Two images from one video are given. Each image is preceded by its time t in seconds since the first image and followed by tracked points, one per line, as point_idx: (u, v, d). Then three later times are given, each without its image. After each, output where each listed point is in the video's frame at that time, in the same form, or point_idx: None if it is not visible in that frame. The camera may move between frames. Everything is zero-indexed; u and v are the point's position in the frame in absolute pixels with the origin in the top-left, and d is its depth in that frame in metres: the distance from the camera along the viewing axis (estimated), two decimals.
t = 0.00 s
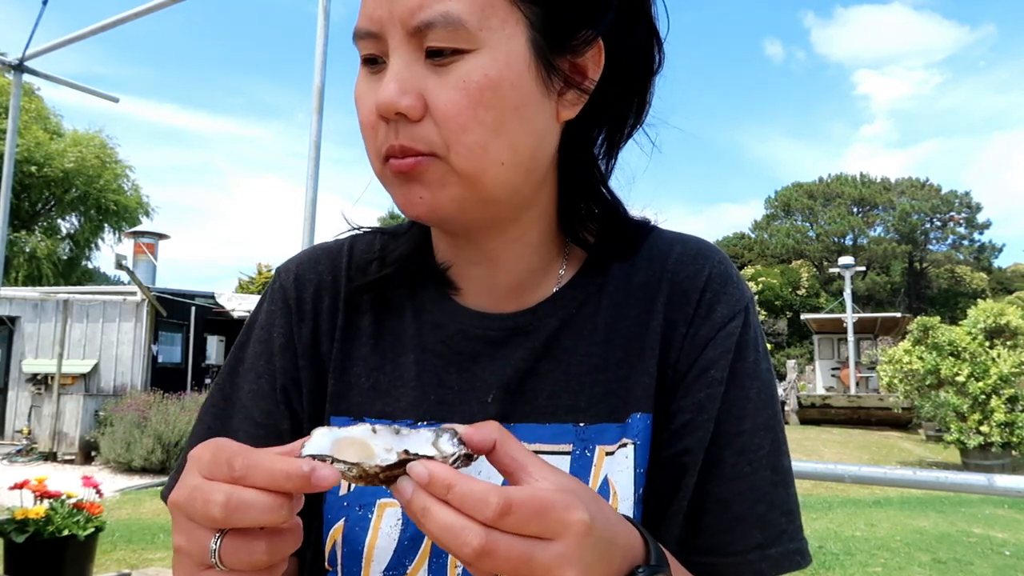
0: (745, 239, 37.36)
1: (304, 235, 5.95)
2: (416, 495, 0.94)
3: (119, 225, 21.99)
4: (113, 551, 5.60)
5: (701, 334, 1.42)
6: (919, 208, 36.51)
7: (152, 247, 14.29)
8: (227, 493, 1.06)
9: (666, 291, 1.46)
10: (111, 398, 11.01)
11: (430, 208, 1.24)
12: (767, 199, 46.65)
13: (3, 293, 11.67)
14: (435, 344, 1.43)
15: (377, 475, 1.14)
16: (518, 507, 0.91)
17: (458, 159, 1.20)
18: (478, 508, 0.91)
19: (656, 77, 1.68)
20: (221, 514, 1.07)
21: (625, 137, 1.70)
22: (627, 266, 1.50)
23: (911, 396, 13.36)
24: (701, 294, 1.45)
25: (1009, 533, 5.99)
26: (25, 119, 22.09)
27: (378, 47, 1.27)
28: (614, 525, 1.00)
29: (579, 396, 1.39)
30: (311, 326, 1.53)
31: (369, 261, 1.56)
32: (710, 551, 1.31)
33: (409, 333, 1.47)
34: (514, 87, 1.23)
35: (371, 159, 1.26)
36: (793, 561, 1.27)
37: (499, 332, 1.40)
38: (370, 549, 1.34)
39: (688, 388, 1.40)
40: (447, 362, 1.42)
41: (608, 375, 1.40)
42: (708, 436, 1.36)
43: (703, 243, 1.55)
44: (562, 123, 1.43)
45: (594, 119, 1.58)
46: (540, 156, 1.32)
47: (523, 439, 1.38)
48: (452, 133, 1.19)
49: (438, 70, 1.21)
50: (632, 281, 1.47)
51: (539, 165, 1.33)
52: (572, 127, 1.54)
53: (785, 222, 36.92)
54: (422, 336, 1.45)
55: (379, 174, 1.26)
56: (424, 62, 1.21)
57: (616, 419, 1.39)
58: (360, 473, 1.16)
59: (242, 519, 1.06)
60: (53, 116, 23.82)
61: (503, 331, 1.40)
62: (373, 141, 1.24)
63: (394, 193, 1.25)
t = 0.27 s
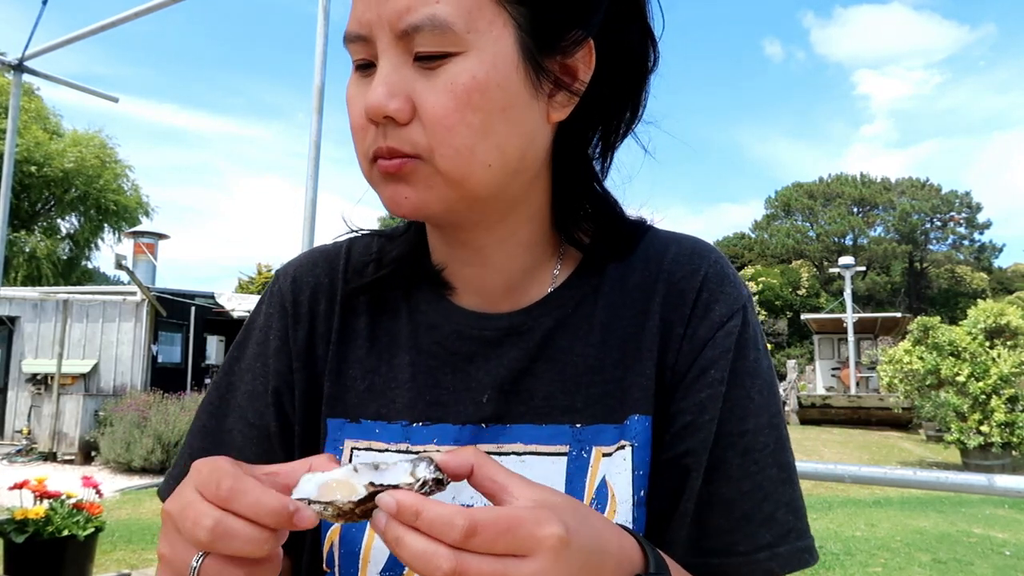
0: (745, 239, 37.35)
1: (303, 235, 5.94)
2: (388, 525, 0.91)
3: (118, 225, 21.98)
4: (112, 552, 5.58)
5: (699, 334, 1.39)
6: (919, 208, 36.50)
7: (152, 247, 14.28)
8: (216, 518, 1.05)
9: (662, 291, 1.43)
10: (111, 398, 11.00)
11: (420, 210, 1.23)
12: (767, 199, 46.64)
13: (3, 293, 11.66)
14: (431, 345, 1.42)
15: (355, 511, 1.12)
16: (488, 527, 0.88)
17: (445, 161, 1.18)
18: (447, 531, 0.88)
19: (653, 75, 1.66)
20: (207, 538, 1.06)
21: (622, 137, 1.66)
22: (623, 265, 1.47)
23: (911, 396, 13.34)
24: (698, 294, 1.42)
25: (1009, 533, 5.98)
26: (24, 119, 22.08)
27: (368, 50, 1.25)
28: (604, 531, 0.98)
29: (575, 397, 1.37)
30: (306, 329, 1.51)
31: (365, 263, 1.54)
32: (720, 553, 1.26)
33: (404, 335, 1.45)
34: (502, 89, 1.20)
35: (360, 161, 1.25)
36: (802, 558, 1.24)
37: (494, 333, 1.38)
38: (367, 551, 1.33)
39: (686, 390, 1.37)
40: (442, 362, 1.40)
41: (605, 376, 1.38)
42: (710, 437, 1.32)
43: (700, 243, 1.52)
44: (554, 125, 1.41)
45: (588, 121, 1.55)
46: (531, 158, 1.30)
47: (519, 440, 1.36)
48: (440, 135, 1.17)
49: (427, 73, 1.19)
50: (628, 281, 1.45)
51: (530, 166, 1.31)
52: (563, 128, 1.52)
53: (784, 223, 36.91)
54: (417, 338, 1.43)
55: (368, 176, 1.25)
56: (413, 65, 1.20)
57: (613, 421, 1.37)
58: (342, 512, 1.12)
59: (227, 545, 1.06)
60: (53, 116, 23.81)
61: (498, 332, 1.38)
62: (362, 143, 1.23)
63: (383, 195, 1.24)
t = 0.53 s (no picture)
0: (745, 239, 37.35)
1: (303, 235, 5.93)
2: (365, 562, 0.88)
3: (118, 225, 21.96)
4: (113, 552, 5.57)
5: (696, 334, 1.37)
6: (919, 208, 36.49)
7: (152, 247, 14.26)
8: (183, 530, 1.05)
9: (659, 291, 1.41)
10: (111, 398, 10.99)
11: (418, 215, 1.21)
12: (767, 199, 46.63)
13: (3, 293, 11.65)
14: (427, 347, 1.39)
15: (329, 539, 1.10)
16: (469, 550, 0.86)
17: (444, 167, 1.17)
18: (427, 560, 0.86)
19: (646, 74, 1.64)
20: (171, 547, 1.06)
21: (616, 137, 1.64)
22: (619, 266, 1.45)
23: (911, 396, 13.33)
24: (694, 293, 1.41)
25: (1009, 533, 5.97)
26: (24, 119, 22.07)
27: (362, 54, 1.24)
28: (592, 543, 0.97)
29: (572, 397, 1.35)
30: (301, 332, 1.49)
31: (360, 265, 1.52)
32: (724, 554, 1.24)
33: (399, 337, 1.43)
34: (500, 93, 1.19)
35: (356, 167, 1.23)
36: (804, 556, 1.22)
37: (490, 334, 1.36)
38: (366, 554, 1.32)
39: (683, 391, 1.35)
40: (438, 364, 1.38)
41: (600, 377, 1.36)
42: (709, 437, 1.30)
43: (695, 242, 1.50)
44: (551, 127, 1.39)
45: (584, 121, 1.53)
46: (529, 160, 1.28)
47: (516, 441, 1.34)
48: (437, 141, 1.15)
49: (423, 77, 1.18)
50: (624, 281, 1.43)
51: (527, 170, 1.29)
52: (560, 129, 1.50)
53: (785, 223, 36.91)
54: (412, 341, 1.41)
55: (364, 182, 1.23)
56: (409, 68, 1.18)
57: (611, 421, 1.35)
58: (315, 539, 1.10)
59: (191, 559, 1.05)
60: (53, 116, 23.80)
61: (494, 332, 1.36)
62: (358, 149, 1.21)
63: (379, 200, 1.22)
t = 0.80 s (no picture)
0: (745, 239, 37.38)
1: (304, 236, 5.94)
2: None
3: (118, 225, 21.98)
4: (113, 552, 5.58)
5: (693, 333, 1.34)
6: (919, 208, 36.52)
7: (152, 247, 14.28)
8: None
9: (655, 291, 1.38)
10: (111, 398, 11.00)
11: (410, 217, 1.22)
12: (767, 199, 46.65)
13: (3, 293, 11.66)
14: (421, 348, 1.36)
15: None
16: None
17: (437, 168, 1.18)
18: None
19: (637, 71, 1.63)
20: None
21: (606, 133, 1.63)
22: (614, 264, 1.42)
23: (911, 396, 13.33)
24: (691, 293, 1.38)
25: (1009, 532, 5.98)
26: (24, 119, 22.11)
27: (355, 55, 1.25)
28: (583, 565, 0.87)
29: (568, 397, 1.31)
30: (292, 335, 1.44)
31: (352, 266, 1.48)
32: (723, 553, 1.22)
33: (393, 338, 1.39)
34: (494, 93, 1.20)
35: (348, 170, 1.24)
36: (801, 554, 1.20)
37: (485, 334, 1.33)
38: (362, 555, 1.28)
39: (682, 391, 1.32)
40: (432, 364, 1.34)
41: (597, 376, 1.32)
42: (710, 437, 1.27)
43: (690, 240, 1.47)
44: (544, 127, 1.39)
45: (575, 118, 1.54)
46: (522, 161, 1.30)
47: (513, 441, 1.29)
48: (430, 142, 1.16)
49: (417, 79, 1.19)
50: (619, 281, 1.39)
51: (520, 169, 1.30)
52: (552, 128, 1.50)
53: (784, 223, 36.96)
54: (406, 342, 1.37)
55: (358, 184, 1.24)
56: (402, 71, 1.20)
57: (609, 421, 1.31)
58: None
59: None
60: (53, 116, 23.84)
61: (488, 333, 1.33)
62: (351, 153, 1.22)
63: (373, 201, 1.22)
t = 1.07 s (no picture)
0: (745, 239, 37.41)
1: (304, 236, 5.94)
2: None
3: (118, 225, 22.00)
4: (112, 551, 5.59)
5: (702, 336, 1.30)
6: (919, 208, 36.54)
7: (152, 247, 14.29)
8: None
9: (658, 292, 1.35)
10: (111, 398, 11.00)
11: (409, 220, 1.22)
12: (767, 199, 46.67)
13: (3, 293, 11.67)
14: (418, 347, 1.33)
15: None
16: None
17: (437, 171, 1.18)
18: None
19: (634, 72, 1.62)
20: None
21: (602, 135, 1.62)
22: (614, 264, 1.40)
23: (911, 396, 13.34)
24: (696, 296, 1.34)
25: (1009, 532, 5.98)
26: (25, 119, 22.12)
27: (351, 52, 1.23)
28: None
29: (568, 399, 1.28)
30: (287, 335, 1.40)
31: (348, 266, 1.45)
32: (743, 554, 1.17)
33: (390, 338, 1.37)
34: (494, 95, 1.20)
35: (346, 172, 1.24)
36: (809, 550, 1.19)
37: (482, 333, 1.31)
38: (358, 558, 1.21)
39: (691, 398, 1.27)
40: (430, 364, 1.31)
41: (597, 377, 1.29)
42: (725, 441, 1.22)
43: (691, 242, 1.45)
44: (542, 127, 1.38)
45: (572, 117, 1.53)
46: (522, 163, 1.29)
47: (512, 442, 1.25)
48: (430, 146, 1.16)
49: (416, 79, 1.18)
50: (620, 282, 1.37)
51: (520, 170, 1.30)
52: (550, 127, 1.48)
53: (784, 223, 36.98)
54: (403, 341, 1.35)
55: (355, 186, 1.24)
56: (401, 70, 1.18)
57: (610, 423, 1.27)
58: None
59: None
60: (53, 115, 23.85)
61: (486, 332, 1.31)
62: (350, 154, 1.21)
63: (371, 203, 1.22)
